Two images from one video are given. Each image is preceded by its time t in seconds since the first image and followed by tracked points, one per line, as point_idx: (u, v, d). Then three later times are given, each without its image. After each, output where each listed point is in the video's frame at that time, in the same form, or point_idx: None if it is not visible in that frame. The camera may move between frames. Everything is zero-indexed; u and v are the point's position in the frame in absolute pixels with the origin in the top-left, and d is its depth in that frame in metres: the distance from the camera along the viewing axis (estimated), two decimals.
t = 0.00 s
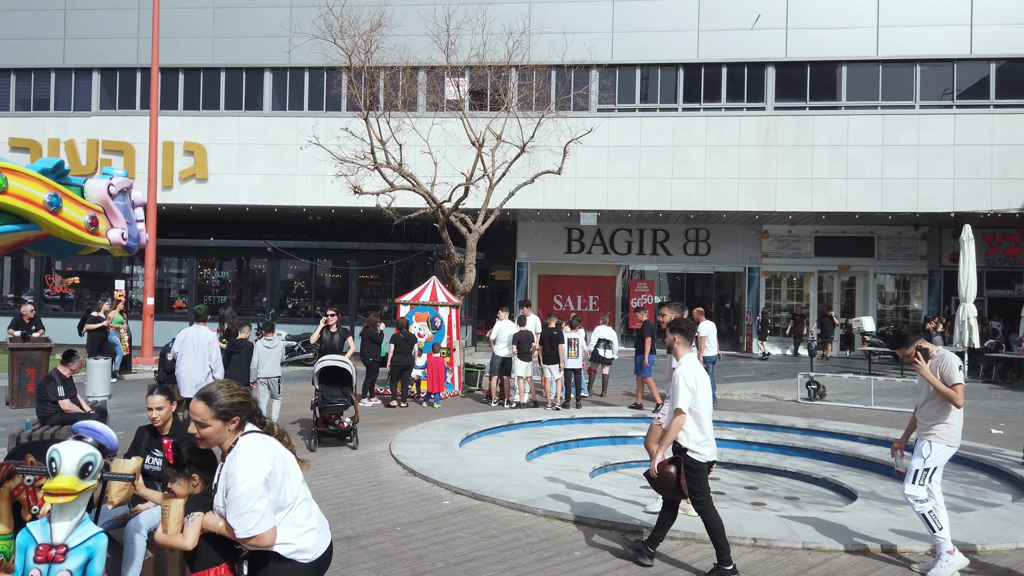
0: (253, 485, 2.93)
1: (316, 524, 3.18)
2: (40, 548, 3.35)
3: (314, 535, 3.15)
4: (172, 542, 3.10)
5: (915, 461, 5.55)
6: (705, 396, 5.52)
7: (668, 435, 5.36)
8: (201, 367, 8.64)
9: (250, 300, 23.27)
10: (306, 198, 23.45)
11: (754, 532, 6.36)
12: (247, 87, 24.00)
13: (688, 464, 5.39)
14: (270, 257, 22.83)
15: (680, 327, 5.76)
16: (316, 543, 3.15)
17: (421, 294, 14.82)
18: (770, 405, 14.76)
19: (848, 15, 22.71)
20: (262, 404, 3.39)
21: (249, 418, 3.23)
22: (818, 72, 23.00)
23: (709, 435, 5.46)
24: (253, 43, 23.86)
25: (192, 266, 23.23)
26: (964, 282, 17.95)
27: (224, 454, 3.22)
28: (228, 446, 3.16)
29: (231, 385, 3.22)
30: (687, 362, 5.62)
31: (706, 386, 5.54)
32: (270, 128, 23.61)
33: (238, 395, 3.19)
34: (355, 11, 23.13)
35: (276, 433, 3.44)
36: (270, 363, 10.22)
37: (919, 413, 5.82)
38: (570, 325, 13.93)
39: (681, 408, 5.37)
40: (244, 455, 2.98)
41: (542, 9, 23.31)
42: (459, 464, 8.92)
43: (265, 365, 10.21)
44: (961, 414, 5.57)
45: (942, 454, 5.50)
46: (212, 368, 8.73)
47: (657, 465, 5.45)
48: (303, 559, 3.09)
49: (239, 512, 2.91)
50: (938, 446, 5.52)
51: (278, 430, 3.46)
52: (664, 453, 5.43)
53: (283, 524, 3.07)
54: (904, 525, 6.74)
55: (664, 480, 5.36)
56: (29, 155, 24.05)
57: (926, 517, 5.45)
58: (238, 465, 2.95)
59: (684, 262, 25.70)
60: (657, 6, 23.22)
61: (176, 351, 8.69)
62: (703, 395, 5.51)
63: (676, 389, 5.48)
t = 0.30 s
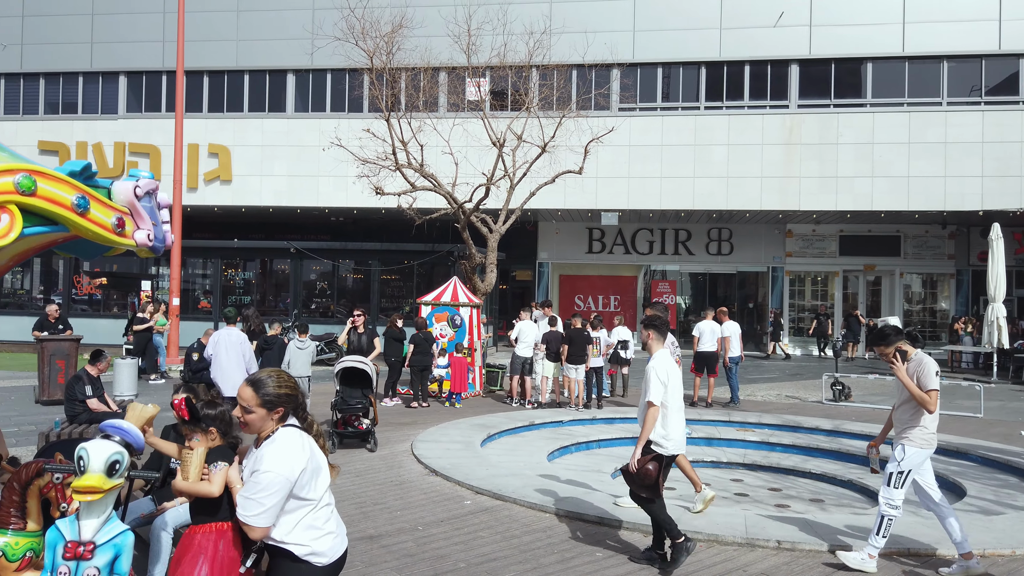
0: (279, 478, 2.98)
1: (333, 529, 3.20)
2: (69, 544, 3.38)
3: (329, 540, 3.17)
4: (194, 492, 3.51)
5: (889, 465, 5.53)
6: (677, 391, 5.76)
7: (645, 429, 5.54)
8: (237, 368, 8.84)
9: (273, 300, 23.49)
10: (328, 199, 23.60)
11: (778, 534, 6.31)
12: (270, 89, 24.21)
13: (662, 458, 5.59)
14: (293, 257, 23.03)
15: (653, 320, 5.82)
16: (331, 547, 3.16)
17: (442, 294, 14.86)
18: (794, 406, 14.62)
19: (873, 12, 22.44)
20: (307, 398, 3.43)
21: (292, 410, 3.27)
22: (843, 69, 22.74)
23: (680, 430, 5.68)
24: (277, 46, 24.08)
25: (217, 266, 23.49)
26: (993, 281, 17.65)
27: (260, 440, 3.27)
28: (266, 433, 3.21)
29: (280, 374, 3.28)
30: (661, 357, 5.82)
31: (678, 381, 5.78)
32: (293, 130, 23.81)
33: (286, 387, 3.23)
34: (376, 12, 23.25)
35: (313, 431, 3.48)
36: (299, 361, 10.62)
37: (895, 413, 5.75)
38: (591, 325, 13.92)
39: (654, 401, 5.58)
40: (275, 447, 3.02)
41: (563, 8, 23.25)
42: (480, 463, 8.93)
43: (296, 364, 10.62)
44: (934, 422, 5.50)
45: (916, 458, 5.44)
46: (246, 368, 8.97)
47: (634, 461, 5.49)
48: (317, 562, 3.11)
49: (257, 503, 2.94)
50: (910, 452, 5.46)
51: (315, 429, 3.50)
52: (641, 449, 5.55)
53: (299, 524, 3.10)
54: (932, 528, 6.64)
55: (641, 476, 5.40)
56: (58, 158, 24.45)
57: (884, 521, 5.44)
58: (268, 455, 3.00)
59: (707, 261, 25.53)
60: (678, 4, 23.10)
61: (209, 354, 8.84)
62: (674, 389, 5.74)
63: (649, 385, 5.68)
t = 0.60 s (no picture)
0: (286, 466, 3.17)
1: (330, 530, 3.35)
2: (96, 542, 3.30)
3: (325, 540, 3.32)
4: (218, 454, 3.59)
5: (872, 466, 5.55)
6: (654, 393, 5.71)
7: (619, 434, 5.50)
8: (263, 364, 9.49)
9: (296, 301, 23.68)
10: (350, 201, 23.73)
11: (802, 537, 6.25)
12: (293, 91, 24.42)
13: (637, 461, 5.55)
14: (316, 258, 23.22)
15: (623, 323, 5.85)
16: (326, 547, 3.31)
17: (464, 295, 14.89)
18: (819, 408, 14.46)
19: (898, 8, 22.16)
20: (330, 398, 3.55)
21: (314, 406, 3.40)
22: (868, 67, 22.48)
23: (655, 431, 5.60)
24: (300, 49, 24.29)
25: (241, 267, 23.74)
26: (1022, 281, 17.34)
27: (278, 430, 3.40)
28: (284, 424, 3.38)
29: (307, 370, 3.40)
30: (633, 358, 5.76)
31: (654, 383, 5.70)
32: (315, 132, 23.99)
33: (312, 383, 3.37)
34: (397, 15, 23.37)
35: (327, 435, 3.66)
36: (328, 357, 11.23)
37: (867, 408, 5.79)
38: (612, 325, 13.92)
39: (626, 405, 5.53)
40: (290, 437, 3.24)
41: (583, 8, 23.20)
42: (501, 464, 8.94)
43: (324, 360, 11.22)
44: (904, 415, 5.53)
45: (894, 455, 5.48)
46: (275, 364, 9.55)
47: (613, 464, 5.52)
48: (312, 561, 3.25)
49: (263, 486, 3.14)
50: (889, 449, 5.49)
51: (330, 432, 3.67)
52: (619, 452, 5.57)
53: (297, 519, 3.25)
54: (960, 532, 6.53)
55: (623, 478, 5.46)
56: (85, 161, 24.83)
57: (886, 521, 5.49)
58: (279, 444, 3.20)
59: (730, 261, 25.33)
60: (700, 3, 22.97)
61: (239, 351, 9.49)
62: (648, 389, 5.67)
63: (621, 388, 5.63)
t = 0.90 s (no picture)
0: (298, 460, 3.38)
1: (319, 525, 3.56)
2: (121, 539, 3.31)
3: (315, 535, 3.52)
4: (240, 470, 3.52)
5: (860, 470, 5.57)
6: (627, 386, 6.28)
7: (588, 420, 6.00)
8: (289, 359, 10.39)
9: (318, 301, 23.84)
10: (371, 202, 23.86)
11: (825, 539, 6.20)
12: (314, 93, 24.61)
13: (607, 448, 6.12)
14: (338, 259, 23.38)
15: (599, 319, 6.33)
16: (317, 542, 3.52)
17: (484, 295, 14.92)
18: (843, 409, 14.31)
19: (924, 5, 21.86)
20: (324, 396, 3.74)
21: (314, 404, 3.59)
22: (892, 64, 22.21)
23: (627, 420, 6.18)
24: (321, 51, 24.44)
25: (264, 268, 23.98)
26: None
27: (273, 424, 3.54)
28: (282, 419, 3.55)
29: (309, 370, 3.55)
30: (606, 354, 6.33)
31: (626, 376, 6.28)
32: (336, 134, 24.16)
33: (315, 381, 3.53)
34: (417, 16, 23.46)
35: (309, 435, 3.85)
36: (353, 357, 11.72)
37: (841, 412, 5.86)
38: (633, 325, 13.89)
39: (597, 396, 6.09)
40: (300, 432, 3.45)
41: (603, 7, 23.09)
42: (522, 464, 8.94)
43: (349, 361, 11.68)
44: (877, 415, 5.56)
45: (876, 456, 5.53)
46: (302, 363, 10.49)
47: (577, 451, 5.85)
48: (304, 554, 3.44)
49: (278, 479, 3.32)
50: (870, 452, 5.54)
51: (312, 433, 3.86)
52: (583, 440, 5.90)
53: (296, 513, 3.45)
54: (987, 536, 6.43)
55: (585, 465, 5.76)
56: (111, 164, 25.19)
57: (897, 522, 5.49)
58: (291, 438, 3.40)
59: (752, 261, 25.14)
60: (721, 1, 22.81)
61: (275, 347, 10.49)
62: (618, 383, 6.25)
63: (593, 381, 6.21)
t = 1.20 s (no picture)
0: (308, 466, 3.46)
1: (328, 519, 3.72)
2: (149, 537, 3.28)
3: (327, 529, 3.68)
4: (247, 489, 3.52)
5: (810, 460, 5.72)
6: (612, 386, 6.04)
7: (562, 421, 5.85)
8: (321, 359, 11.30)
9: (340, 302, 23.99)
10: (393, 203, 23.98)
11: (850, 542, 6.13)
12: (337, 95, 24.79)
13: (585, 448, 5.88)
14: (359, 260, 23.51)
15: (583, 319, 6.12)
16: (331, 536, 3.68)
17: (505, 296, 14.93)
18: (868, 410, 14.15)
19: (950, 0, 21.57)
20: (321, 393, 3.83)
21: (310, 404, 3.67)
22: (918, 61, 21.95)
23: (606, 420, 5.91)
24: (343, 53, 24.61)
25: (287, 269, 24.19)
26: None
27: (274, 427, 3.63)
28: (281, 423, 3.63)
29: (306, 372, 3.66)
30: (588, 353, 6.10)
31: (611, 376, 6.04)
32: (358, 135, 24.32)
33: (311, 382, 3.63)
34: (438, 17, 23.54)
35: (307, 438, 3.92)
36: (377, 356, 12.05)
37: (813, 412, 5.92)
38: (654, 326, 13.85)
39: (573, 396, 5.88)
40: (304, 436, 3.52)
41: (624, 7, 23.01)
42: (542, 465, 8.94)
43: (373, 359, 12.01)
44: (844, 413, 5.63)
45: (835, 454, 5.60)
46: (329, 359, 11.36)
47: (549, 447, 6.07)
48: (322, 549, 3.61)
49: (292, 486, 3.41)
50: (830, 446, 5.64)
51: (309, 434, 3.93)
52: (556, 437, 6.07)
53: (308, 512, 3.58)
54: (1017, 541, 6.33)
55: (554, 461, 5.99)
56: (137, 167, 25.53)
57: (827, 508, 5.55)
58: (297, 446, 3.47)
59: (775, 261, 24.93)
60: None
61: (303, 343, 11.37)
62: (600, 383, 5.96)
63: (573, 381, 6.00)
